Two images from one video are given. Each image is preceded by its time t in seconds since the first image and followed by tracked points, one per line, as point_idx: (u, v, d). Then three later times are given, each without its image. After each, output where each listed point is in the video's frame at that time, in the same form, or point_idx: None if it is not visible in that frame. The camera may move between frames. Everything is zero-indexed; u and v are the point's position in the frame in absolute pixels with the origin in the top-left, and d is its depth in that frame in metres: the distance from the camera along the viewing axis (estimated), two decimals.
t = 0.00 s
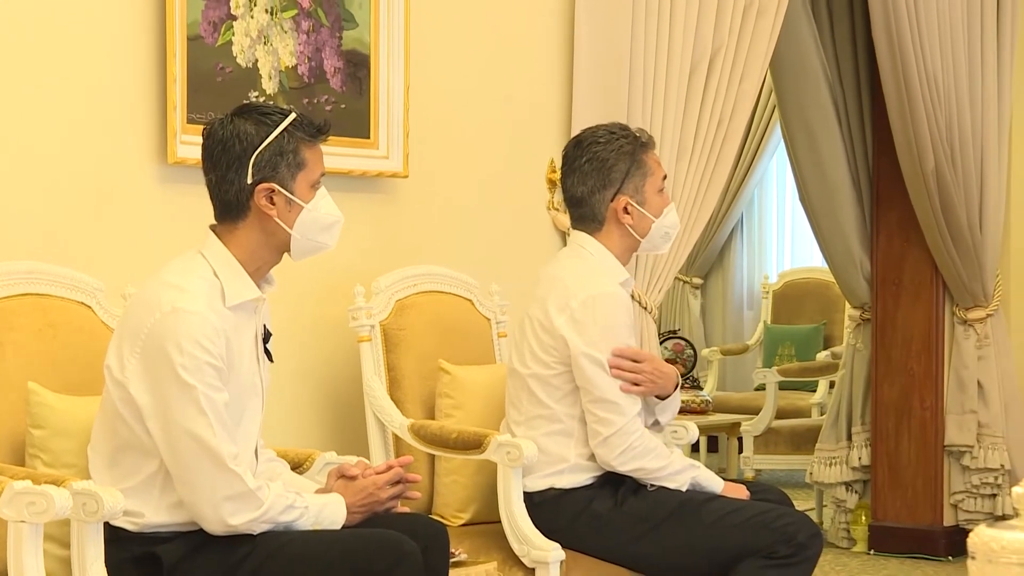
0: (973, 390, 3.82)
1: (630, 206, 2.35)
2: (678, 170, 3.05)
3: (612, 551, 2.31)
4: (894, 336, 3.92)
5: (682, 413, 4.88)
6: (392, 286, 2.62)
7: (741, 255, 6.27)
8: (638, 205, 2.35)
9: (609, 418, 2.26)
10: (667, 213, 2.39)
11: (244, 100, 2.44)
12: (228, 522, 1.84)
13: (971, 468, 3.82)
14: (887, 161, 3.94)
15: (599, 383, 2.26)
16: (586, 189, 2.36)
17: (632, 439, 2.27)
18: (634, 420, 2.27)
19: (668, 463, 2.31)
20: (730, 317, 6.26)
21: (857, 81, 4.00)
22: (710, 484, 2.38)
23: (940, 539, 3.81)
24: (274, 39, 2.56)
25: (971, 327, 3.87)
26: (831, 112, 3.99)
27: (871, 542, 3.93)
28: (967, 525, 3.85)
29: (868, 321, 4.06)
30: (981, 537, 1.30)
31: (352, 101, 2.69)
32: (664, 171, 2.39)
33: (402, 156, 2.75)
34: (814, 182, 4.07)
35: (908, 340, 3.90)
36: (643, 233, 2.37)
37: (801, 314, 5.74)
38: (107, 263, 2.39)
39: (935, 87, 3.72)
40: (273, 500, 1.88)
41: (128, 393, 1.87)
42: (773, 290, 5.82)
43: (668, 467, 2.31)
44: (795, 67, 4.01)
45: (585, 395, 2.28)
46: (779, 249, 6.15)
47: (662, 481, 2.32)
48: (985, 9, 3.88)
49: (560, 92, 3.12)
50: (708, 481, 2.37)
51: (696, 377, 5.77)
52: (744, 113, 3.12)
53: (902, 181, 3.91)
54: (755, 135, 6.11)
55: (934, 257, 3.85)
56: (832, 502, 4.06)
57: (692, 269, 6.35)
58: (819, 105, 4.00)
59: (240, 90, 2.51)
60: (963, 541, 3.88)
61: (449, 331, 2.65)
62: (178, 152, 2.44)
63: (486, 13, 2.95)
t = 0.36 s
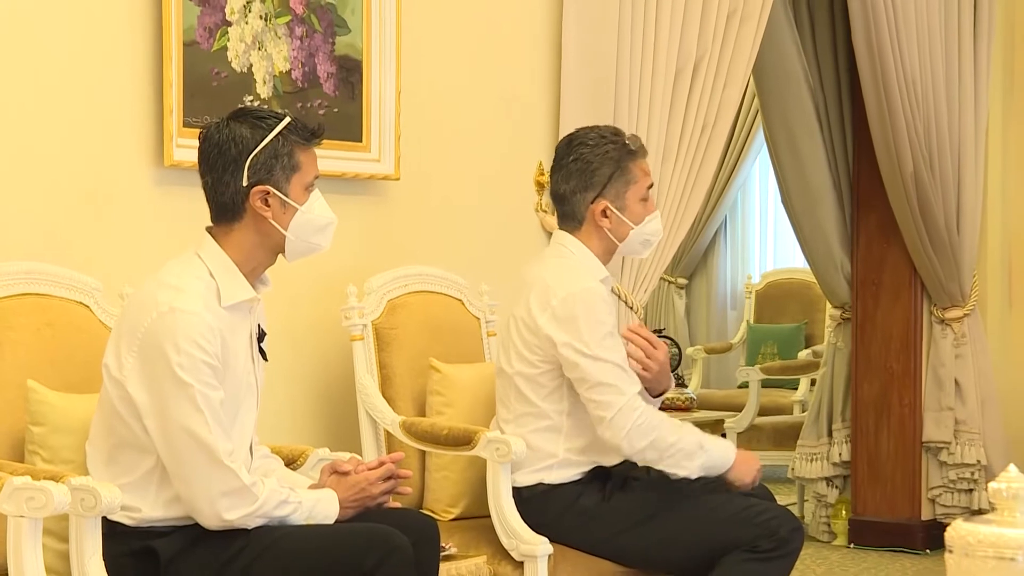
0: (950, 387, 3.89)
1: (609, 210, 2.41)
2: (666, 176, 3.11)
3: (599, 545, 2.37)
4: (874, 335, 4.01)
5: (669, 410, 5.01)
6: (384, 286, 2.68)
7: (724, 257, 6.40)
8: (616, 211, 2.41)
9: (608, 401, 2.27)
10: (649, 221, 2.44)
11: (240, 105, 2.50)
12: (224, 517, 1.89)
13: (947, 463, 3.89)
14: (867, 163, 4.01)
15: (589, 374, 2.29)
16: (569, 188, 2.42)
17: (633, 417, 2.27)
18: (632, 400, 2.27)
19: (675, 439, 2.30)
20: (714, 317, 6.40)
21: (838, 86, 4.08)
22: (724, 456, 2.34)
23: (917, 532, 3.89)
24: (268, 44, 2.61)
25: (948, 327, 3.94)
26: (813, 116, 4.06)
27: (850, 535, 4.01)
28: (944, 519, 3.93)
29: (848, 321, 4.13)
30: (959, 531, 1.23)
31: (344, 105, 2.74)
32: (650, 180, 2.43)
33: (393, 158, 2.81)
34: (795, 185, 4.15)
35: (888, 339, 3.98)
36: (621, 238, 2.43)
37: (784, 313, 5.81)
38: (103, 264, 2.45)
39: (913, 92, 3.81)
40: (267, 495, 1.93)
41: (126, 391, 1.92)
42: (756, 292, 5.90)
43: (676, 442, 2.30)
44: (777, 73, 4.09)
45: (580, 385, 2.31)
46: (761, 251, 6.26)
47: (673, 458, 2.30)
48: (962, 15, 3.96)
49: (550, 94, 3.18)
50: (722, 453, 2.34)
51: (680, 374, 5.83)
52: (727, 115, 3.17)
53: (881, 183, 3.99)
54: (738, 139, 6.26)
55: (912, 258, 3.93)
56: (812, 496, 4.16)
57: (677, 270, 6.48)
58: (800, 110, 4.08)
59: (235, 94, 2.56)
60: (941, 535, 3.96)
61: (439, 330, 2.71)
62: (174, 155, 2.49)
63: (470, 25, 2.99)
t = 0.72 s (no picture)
0: (923, 382, 4.03)
1: (580, 211, 2.52)
2: (648, 178, 3.21)
3: (586, 535, 2.48)
4: (850, 333, 4.15)
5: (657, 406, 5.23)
6: (382, 286, 2.79)
7: (708, 257, 6.48)
8: (586, 213, 2.51)
9: (611, 366, 2.35)
10: (621, 227, 2.54)
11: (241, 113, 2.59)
12: (227, 508, 2.00)
13: (921, 456, 4.04)
14: (843, 168, 4.15)
15: (584, 346, 2.39)
16: (547, 185, 2.53)
17: (640, 374, 2.33)
18: (635, 360, 2.35)
19: (686, 390, 2.35)
20: (698, 316, 6.48)
21: (814, 94, 4.20)
22: (740, 403, 2.39)
23: (891, 522, 4.04)
24: (270, 54, 2.71)
25: (921, 325, 4.08)
26: (790, 121, 4.19)
27: (829, 525, 4.17)
28: (917, 509, 4.08)
29: (825, 319, 4.26)
30: (931, 523, 1.59)
31: (342, 112, 2.84)
32: (625, 188, 2.51)
33: (390, 164, 2.91)
34: (773, 187, 4.27)
35: (864, 337, 4.13)
36: (591, 240, 2.53)
37: (764, 312, 5.97)
38: (110, 265, 2.54)
39: (888, 99, 3.92)
40: (268, 487, 2.03)
41: (133, 387, 2.03)
42: (738, 290, 6.05)
43: (688, 393, 2.35)
44: (755, 81, 4.23)
45: (580, 359, 2.40)
46: (743, 251, 6.38)
47: (687, 409, 2.36)
48: (935, 24, 4.06)
49: (540, 102, 3.28)
50: (736, 402, 2.38)
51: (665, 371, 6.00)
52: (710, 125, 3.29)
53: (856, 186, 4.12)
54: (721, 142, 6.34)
55: (886, 258, 4.07)
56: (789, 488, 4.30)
57: (662, 270, 6.54)
58: (779, 116, 4.21)
59: (238, 102, 2.67)
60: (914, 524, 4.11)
61: (435, 329, 2.82)
62: (179, 161, 2.59)
63: (471, 23, 3.11)
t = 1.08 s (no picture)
0: (888, 379, 4.34)
1: (562, 215, 2.64)
2: (635, 189, 3.34)
3: (569, 524, 2.60)
4: (820, 332, 4.45)
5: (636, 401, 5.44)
6: (373, 285, 2.91)
7: (684, 258, 6.69)
8: (569, 215, 2.63)
9: (587, 362, 2.49)
10: (600, 224, 2.66)
11: (240, 120, 2.71)
12: (225, 498, 2.11)
13: (886, 448, 4.34)
14: (812, 175, 4.46)
15: (561, 342, 2.53)
16: (526, 195, 2.65)
17: (615, 369, 2.47)
18: (609, 356, 2.49)
19: (660, 385, 2.49)
20: (674, 316, 6.68)
21: (786, 104, 4.49)
22: (714, 399, 2.51)
23: (858, 510, 4.34)
24: (266, 65, 2.83)
25: (887, 324, 4.38)
26: (762, 128, 4.49)
27: (799, 513, 4.45)
28: (883, 498, 4.37)
29: (796, 318, 4.58)
30: (898, 511, 1.80)
31: (335, 120, 2.97)
32: (599, 188, 2.64)
33: (381, 169, 3.03)
34: (746, 191, 4.59)
35: (832, 335, 4.43)
36: (575, 239, 2.66)
37: (737, 311, 6.33)
38: (112, 266, 2.65)
39: (853, 109, 4.22)
40: (264, 478, 2.15)
41: (135, 382, 2.15)
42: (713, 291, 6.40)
43: (661, 389, 2.49)
44: (729, 92, 4.51)
45: (557, 355, 2.53)
46: (717, 249, 6.63)
47: (661, 405, 2.49)
48: (899, 43, 4.40)
49: (525, 110, 3.41)
50: (709, 399, 2.51)
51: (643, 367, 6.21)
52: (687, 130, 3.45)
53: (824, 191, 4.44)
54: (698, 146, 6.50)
55: (854, 261, 4.38)
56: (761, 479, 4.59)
57: (640, 271, 6.73)
58: (751, 123, 4.50)
59: (236, 111, 2.78)
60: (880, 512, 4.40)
61: (424, 327, 2.94)
62: (179, 166, 2.70)
63: (460, 33, 3.24)
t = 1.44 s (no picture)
0: (854, 373, 4.63)
1: (543, 215, 2.77)
2: (614, 189, 3.52)
3: (554, 513, 2.74)
4: (790, 328, 4.74)
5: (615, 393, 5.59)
6: (366, 285, 3.03)
7: (661, 260, 7.00)
8: (549, 214, 2.76)
9: (573, 363, 2.63)
10: (578, 220, 2.80)
11: (239, 127, 2.84)
12: (223, 488, 2.25)
13: (853, 439, 4.63)
14: (783, 180, 4.73)
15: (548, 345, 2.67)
16: (506, 199, 2.78)
17: (600, 370, 2.61)
18: (593, 357, 2.62)
19: (640, 386, 2.63)
20: (652, 314, 6.97)
21: (759, 112, 4.76)
22: (689, 401, 2.67)
23: (827, 498, 4.62)
24: (264, 75, 2.96)
25: (853, 321, 4.67)
26: (735, 134, 4.76)
27: (771, 502, 4.72)
28: (849, 487, 4.65)
29: (767, 317, 4.87)
30: (864, 500, 1.75)
31: (329, 128, 3.10)
32: (574, 184, 2.79)
33: (372, 174, 3.17)
34: (721, 194, 4.85)
35: (802, 330, 4.72)
36: (556, 237, 2.79)
37: (712, 311, 6.59)
38: (115, 266, 2.76)
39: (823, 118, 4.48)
40: (261, 469, 2.28)
41: (138, 377, 2.27)
42: (688, 290, 6.66)
43: (642, 390, 2.63)
44: (704, 99, 4.78)
45: (543, 356, 2.67)
46: (693, 253, 6.92)
47: (641, 405, 2.63)
48: (864, 56, 4.68)
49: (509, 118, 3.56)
50: (684, 401, 2.66)
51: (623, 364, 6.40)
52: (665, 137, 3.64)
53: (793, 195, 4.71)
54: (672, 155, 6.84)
55: (823, 262, 4.66)
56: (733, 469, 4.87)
57: (620, 272, 7.01)
58: (725, 130, 4.77)
59: (234, 119, 2.91)
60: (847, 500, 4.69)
61: (415, 325, 3.07)
62: (180, 172, 2.82)
63: (448, 44, 3.37)
